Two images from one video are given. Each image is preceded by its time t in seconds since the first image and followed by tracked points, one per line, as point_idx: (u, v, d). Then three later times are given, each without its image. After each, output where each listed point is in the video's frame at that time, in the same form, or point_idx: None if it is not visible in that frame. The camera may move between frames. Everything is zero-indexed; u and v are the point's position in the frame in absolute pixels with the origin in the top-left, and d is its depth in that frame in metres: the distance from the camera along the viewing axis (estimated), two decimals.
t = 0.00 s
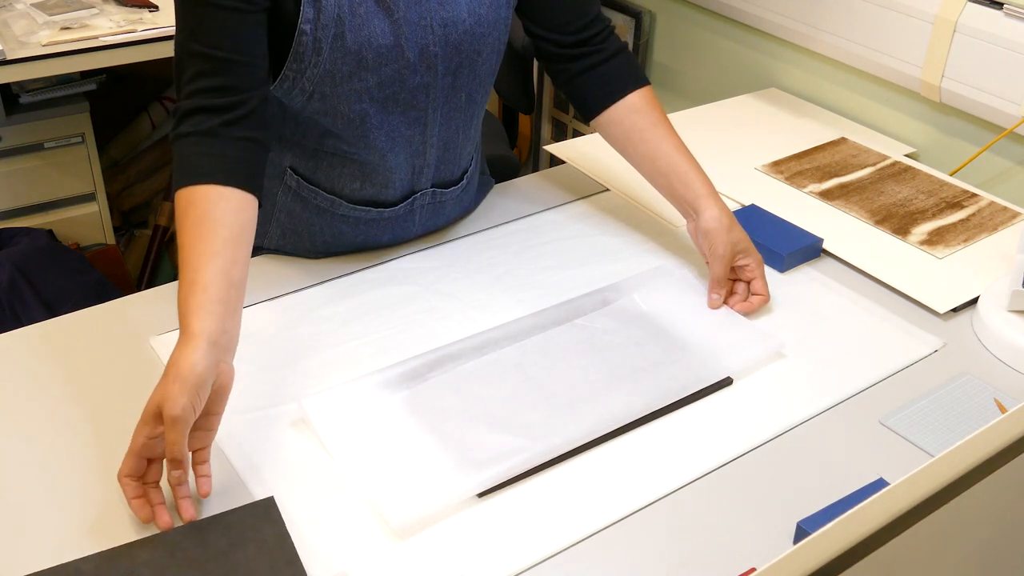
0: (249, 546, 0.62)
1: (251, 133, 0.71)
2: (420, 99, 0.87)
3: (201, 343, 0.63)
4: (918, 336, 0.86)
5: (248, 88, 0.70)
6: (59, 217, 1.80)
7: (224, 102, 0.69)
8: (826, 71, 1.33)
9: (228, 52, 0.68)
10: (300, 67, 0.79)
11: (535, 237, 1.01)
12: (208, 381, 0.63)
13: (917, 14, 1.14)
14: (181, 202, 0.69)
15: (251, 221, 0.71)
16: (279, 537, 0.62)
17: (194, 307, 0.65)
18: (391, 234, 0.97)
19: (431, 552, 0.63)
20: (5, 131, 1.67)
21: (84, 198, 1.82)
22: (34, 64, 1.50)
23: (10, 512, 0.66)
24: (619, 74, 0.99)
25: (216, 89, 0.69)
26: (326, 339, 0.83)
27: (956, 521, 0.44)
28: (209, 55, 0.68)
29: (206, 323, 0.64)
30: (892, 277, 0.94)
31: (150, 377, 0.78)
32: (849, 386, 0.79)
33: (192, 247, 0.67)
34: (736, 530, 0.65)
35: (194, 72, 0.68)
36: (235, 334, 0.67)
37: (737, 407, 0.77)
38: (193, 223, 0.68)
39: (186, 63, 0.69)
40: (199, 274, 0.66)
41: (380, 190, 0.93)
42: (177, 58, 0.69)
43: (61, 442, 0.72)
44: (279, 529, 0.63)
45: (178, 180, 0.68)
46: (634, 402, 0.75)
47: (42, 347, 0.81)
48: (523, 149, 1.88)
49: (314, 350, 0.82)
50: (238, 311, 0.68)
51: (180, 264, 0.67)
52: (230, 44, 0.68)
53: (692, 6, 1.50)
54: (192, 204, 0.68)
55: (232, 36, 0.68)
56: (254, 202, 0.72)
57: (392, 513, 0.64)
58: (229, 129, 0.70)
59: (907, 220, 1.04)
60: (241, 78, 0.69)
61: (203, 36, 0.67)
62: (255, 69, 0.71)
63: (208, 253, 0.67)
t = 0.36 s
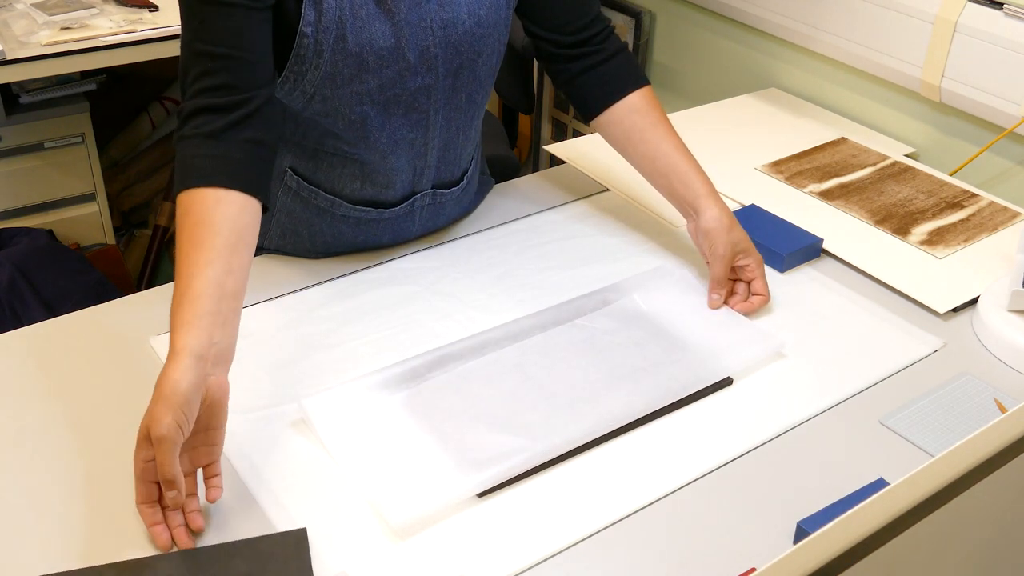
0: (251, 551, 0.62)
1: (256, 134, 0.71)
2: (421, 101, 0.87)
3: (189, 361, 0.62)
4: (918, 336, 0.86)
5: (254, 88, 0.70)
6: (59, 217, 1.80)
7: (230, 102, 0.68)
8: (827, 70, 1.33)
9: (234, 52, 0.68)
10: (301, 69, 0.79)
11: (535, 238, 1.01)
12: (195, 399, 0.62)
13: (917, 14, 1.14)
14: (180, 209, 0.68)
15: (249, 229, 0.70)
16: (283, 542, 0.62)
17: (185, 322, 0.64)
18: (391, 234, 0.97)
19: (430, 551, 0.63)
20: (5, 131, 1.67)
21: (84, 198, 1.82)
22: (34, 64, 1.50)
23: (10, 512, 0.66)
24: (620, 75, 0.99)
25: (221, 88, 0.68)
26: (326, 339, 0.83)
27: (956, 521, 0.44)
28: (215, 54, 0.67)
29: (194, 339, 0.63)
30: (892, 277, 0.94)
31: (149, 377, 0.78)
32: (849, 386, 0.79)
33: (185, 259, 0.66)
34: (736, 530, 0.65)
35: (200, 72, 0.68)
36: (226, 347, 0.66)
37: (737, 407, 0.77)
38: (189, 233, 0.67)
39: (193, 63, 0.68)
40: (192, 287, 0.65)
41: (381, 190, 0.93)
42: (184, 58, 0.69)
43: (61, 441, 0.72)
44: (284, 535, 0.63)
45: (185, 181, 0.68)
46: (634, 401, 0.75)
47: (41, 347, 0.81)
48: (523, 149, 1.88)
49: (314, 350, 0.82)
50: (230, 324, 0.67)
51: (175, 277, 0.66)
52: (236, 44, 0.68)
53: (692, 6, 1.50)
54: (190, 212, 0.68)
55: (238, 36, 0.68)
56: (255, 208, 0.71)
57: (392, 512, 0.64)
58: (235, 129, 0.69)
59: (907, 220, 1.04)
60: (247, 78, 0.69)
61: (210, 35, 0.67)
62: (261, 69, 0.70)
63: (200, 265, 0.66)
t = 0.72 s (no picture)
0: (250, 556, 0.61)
1: (266, 137, 0.69)
2: (424, 105, 0.87)
3: (184, 378, 0.61)
4: (919, 336, 0.86)
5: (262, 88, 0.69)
6: (59, 217, 1.80)
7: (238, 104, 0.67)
8: (827, 70, 1.33)
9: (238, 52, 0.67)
10: (303, 73, 0.79)
11: (535, 238, 1.01)
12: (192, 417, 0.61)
13: (917, 14, 1.14)
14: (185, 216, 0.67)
15: (251, 235, 0.68)
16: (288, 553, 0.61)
17: (185, 336, 0.62)
18: (391, 235, 0.97)
19: (430, 551, 0.63)
20: (5, 131, 1.67)
21: (84, 198, 1.82)
22: (34, 64, 1.50)
23: (10, 512, 0.66)
24: (620, 75, 0.99)
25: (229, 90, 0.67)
26: (326, 340, 0.83)
27: (956, 521, 0.44)
28: (219, 55, 0.66)
29: (191, 355, 0.61)
30: (893, 277, 0.94)
31: (150, 377, 0.78)
32: (849, 386, 0.79)
33: (186, 270, 0.65)
34: (736, 530, 0.65)
35: (205, 74, 0.67)
36: (228, 360, 0.64)
37: (737, 407, 0.77)
38: (193, 243, 0.66)
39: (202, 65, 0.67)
40: (192, 299, 0.64)
41: (381, 192, 0.93)
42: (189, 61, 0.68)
43: (61, 442, 0.72)
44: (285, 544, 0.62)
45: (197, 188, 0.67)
46: (634, 401, 0.75)
47: (41, 347, 0.81)
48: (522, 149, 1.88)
49: (315, 350, 0.82)
50: (234, 336, 0.65)
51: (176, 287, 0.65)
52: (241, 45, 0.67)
53: (692, 6, 1.50)
54: (194, 221, 0.66)
55: (242, 36, 0.67)
56: (260, 210, 0.69)
57: (392, 513, 0.64)
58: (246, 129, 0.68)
59: (907, 220, 1.04)
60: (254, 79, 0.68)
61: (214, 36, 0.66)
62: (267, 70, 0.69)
63: (201, 276, 0.64)
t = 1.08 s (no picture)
0: (240, 540, 0.59)
1: (260, 145, 0.69)
2: (424, 105, 0.87)
3: (191, 393, 0.61)
4: (919, 336, 0.86)
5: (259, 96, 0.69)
6: (59, 217, 1.80)
7: (234, 112, 0.67)
8: (827, 70, 1.33)
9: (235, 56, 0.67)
10: (304, 75, 0.79)
11: (535, 238, 1.01)
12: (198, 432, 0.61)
13: (917, 14, 1.14)
14: (182, 225, 0.66)
15: (249, 246, 0.69)
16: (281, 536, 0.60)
17: (182, 348, 0.62)
18: (391, 235, 0.97)
19: (430, 551, 0.63)
20: (5, 131, 1.67)
21: (84, 198, 1.82)
22: (34, 64, 1.50)
23: (10, 512, 0.66)
24: (620, 74, 0.99)
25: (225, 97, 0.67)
26: (326, 340, 0.83)
27: (955, 521, 0.44)
28: (215, 60, 0.66)
29: (196, 368, 0.62)
30: (892, 277, 0.94)
31: (150, 377, 0.78)
32: (849, 386, 0.79)
33: (186, 282, 0.64)
34: (735, 530, 0.65)
35: (201, 79, 0.67)
36: (223, 372, 0.65)
37: (737, 408, 0.76)
38: (193, 253, 0.65)
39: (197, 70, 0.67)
40: (192, 311, 0.64)
41: (381, 192, 0.93)
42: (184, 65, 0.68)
43: (60, 442, 0.72)
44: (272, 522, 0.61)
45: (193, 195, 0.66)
46: (635, 401, 0.75)
47: (42, 347, 0.81)
48: (522, 149, 1.88)
49: (315, 350, 0.82)
50: (228, 346, 0.66)
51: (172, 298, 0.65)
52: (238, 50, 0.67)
53: (692, 6, 1.50)
54: (195, 230, 0.66)
55: (239, 42, 0.67)
56: (254, 219, 0.70)
57: (392, 513, 0.64)
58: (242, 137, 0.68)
59: (907, 220, 1.04)
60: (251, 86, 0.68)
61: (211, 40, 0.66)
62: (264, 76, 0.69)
63: (199, 288, 0.64)
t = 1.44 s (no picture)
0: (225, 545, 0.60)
1: (216, 134, 0.72)
2: (417, 97, 0.87)
3: (125, 339, 0.65)
4: (919, 336, 0.86)
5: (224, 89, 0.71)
6: (59, 217, 1.80)
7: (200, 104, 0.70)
8: (827, 70, 1.33)
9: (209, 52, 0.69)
10: (298, 66, 0.80)
11: (535, 238, 1.01)
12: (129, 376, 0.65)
13: (917, 14, 1.14)
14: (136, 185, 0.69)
15: (199, 222, 0.71)
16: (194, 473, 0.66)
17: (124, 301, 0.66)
18: (391, 233, 0.97)
19: (430, 552, 0.63)
20: (5, 131, 1.67)
21: (84, 198, 1.82)
22: (34, 64, 1.50)
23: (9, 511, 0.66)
24: (619, 74, 0.99)
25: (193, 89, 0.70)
26: (326, 340, 0.83)
27: (955, 521, 0.44)
28: (186, 56, 0.69)
29: (134, 317, 0.66)
30: (892, 277, 0.94)
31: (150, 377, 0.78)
32: (849, 386, 0.79)
33: (131, 238, 0.68)
34: (734, 530, 0.65)
35: (169, 68, 0.70)
36: (160, 325, 0.68)
37: (737, 408, 0.76)
38: (141, 215, 0.68)
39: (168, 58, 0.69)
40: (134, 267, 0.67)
41: (378, 189, 0.93)
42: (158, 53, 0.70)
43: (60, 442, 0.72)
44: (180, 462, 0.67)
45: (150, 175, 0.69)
46: (634, 401, 0.75)
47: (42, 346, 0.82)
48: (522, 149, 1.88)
49: (315, 349, 0.82)
50: (168, 307, 0.69)
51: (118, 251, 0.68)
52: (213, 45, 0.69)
53: (692, 6, 1.50)
54: (148, 193, 0.69)
55: (213, 43, 0.69)
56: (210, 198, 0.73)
57: (392, 513, 0.64)
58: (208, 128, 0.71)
59: (907, 220, 1.04)
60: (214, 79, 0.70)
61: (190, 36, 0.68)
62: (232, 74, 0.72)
63: (146, 251, 0.67)
